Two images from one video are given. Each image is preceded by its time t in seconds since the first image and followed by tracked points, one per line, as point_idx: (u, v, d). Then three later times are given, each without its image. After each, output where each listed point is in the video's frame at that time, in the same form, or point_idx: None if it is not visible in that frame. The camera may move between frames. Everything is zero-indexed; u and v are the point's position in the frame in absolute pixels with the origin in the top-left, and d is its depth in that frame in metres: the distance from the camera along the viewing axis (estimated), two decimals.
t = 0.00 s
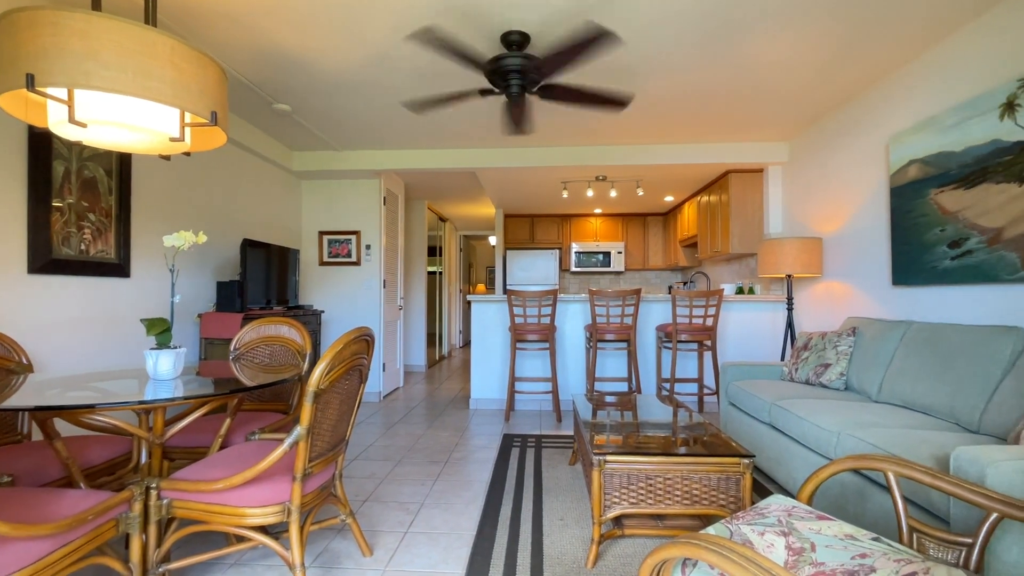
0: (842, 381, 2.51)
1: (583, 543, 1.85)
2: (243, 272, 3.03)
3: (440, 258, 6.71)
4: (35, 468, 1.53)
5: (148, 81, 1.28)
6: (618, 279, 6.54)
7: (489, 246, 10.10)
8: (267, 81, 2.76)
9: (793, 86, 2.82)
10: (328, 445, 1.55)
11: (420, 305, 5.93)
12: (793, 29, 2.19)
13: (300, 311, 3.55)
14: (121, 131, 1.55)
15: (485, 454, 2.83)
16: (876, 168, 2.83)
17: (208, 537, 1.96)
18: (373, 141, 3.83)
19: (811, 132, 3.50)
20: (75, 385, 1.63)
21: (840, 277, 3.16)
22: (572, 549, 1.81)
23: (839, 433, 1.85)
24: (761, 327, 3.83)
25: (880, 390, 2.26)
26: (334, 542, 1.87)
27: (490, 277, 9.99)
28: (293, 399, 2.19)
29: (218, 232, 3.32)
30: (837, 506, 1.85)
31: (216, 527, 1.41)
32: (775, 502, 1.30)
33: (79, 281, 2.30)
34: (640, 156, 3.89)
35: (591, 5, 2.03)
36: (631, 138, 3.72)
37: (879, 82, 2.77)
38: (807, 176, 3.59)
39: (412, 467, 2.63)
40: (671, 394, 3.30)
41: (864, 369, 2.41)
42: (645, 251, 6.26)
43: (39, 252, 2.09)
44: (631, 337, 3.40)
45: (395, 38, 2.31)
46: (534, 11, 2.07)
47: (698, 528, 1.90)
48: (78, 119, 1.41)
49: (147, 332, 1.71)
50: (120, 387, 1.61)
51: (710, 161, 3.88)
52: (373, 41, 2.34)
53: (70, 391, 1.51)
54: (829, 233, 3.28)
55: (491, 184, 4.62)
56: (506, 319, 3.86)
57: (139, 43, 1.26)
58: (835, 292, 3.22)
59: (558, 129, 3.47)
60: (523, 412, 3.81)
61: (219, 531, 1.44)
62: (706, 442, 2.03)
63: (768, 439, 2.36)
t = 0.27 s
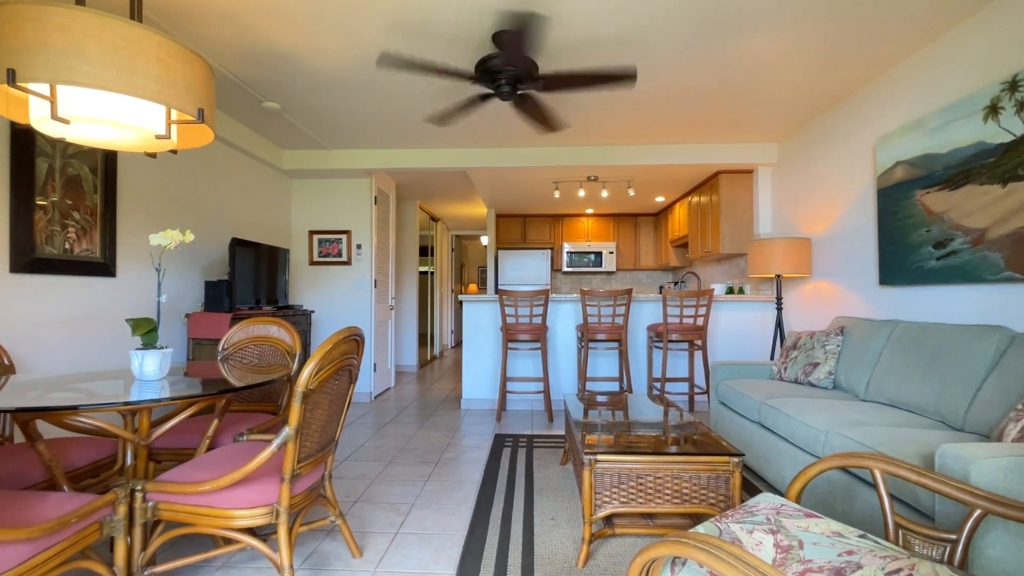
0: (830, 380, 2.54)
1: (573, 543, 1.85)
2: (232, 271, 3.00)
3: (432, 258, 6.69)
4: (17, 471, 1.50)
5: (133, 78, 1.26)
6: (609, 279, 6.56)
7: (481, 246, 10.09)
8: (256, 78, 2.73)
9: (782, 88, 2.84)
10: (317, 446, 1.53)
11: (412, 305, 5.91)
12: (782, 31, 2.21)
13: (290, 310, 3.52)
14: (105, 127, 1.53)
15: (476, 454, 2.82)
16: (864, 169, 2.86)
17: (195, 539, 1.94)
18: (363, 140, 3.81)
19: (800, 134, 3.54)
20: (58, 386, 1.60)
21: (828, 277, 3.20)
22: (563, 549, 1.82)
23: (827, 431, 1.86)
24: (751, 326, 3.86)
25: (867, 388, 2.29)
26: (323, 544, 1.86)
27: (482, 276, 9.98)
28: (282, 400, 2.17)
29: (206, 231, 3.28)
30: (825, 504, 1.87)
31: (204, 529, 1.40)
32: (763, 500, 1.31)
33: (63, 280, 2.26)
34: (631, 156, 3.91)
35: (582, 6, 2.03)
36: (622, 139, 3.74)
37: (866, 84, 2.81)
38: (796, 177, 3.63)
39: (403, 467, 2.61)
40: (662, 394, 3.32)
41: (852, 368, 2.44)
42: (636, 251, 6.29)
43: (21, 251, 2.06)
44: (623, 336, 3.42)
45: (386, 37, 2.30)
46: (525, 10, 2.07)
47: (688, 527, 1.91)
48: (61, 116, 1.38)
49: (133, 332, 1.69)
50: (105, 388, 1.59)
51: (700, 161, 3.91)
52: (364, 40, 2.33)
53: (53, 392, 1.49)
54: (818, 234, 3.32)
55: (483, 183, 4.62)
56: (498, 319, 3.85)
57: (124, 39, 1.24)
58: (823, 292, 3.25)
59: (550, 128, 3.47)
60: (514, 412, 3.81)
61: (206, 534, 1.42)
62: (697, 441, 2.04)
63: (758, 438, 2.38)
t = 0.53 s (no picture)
0: (817, 379, 2.56)
1: (563, 543, 1.85)
2: (220, 271, 2.97)
3: (423, 257, 6.67)
4: None
5: (115, 74, 1.24)
6: (600, 279, 6.59)
7: (473, 246, 10.07)
8: (245, 76, 2.70)
9: (771, 89, 2.87)
10: (305, 447, 1.52)
11: (403, 305, 5.88)
12: (770, 32, 2.23)
13: (279, 310, 3.50)
14: (88, 124, 1.50)
15: (466, 455, 2.82)
16: (851, 171, 2.89)
17: (180, 542, 1.92)
18: (354, 138, 3.78)
19: (789, 135, 3.57)
20: (40, 388, 1.57)
21: (816, 277, 3.23)
22: (553, 548, 1.82)
23: (814, 430, 1.88)
24: (740, 326, 3.89)
25: (854, 387, 2.32)
26: (312, 546, 1.84)
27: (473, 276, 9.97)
28: (270, 401, 2.14)
29: (193, 230, 3.24)
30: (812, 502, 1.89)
31: (189, 532, 1.38)
32: (751, 499, 1.32)
33: (44, 280, 2.22)
34: (622, 156, 3.92)
35: (572, 6, 2.03)
36: (613, 139, 3.75)
37: (854, 86, 2.84)
38: (784, 178, 3.66)
39: (394, 468, 2.60)
40: (652, 393, 3.34)
41: (839, 367, 2.47)
42: (627, 251, 6.32)
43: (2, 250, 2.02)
44: (613, 336, 3.42)
45: (376, 34, 2.28)
46: (516, 10, 2.06)
47: (678, 526, 1.92)
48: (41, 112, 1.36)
49: (116, 332, 1.66)
50: (88, 389, 1.56)
51: (691, 162, 3.93)
52: (354, 37, 2.31)
53: (35, 394, 1.46)
54: (806, 234, 3.35)
55: (474, 183, 4.61)
56: (489, 319, 3.85)
57: (106, 34, 1.22)
58: (811, 292, 3.28)
59: (541, 128, 3.47)
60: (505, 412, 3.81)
61: (192, 536, 1.40)
62: (686, 440, 2.05)
63: (747, 436, 2.40)
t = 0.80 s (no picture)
0: (805, 378, 2.59)
1: (553, 542, 1.85)
2: (207, 270, 2.93)
3: (414, 257, 6.64)
4: None
5: (98, 69, 1.21)
6: (591, 279, 6.60)
7: (464, 246, 10.06)
8: (232, 73, 2.67)
9: (759, 91, 2.89)
10: (293, 448, 1.50)
11: (393, 305, 5.85)
12: (758, 34, 2.25)
13: (268, 310, 3.46)
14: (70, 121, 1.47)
15: (457, 455, 2.81)
16: (838, 172, 2.93)
17: (166, 545, 1.89)
18: (344, 137, 3.76)
19: (777, 137, 3.61)
20: (22, 389, 1.54)
21: (804, 278, 3.26)
22: (543, 548, 1.82)
23: (802, 428, 1.90)
24: (729, 326, 3.93)
25: (841, 386, 2.35)
26: (300, 548, 1.82)
27: (465, 276, 9.96)
28: (258, 402, 2.12)
29: (179, 229, 3.20)
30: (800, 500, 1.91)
31: (175, 535, 1.36)
32: (739, 497, 1.33)
33: (25, 279, 2.18)
34: (612, 157, 3.94)
35: (563, 6, 2.03)
36: (604, 140, 3.76)
37: (841, 89, 2.87)
38: (773, 179, 3.70)
39: (384, 469, 2.59)
40: (642, 392, 3.35)
41: (826, 366, 2.49)
42: (617, 251, 6.35)
43: None
44: (604, 336, 3.43)
45: (366, 32, 2.27)
46: (506, 9, 2.06)
47: (668, 525, 1.92)
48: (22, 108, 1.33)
49: (100, 333, 1.63)
50: (70, 391, 1.53)
51: (681, 163, 3.95)
52: (344, 35, 2.29)
53: (15, 396, 1.43)
54: (795, 235, 3.38)
55: (465, 183, 4.60)
56: (480, 319, 3.84)
57: (89, 30, 1.20)
58: (800, 292, 3.32)
59: (533, 128, 3.47)
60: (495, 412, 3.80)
61: (177, 540, 1.38)
62: (676, 440, 2.06)
63: (736, 435, 2.41)
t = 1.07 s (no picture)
0: (793, 377, 2.61)
1: (544, 543, 1.85)
2: (194, 270, 2.90)
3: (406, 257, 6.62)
4: None
5: (81, 65, 1.19)
6: (582, 279, 6.62)
7: (455, 245, 10.05)
8: (220, 70, 2.64)
9: (749, 92, 2.92)
10: (281, 449, 1.49)
11: (384, 305, 5.83)
12: (747, 36, 2.27)
13: (257, 311, 3.43)
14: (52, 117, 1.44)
15: (447, 455, 2.80)
16: (825, 173, 2.96)
17: (151, 549, 1.86)
18: (334, 136, 3.73)
19: (766, 138, 3.64)
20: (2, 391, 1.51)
21: (792, 278, 3.30)
22: (533, 548, 1.82)
23: (790, 427, 1.91)
24: (718, 325, 3.96)
25: (828, 385, 2.37)
26: (288, 550, 1.81)
27: (456, 276, 9.94)
28: (246, 403, 2.10)
29: (165, 228, 3.15)
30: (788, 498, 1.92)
31: (160, 538, 1.34)
32: (728, 496, 1.33)
33: (6, 279, 2.14)
34: (603, 157, 3.95)
35: (554, 6, 2.03)
36: (595, 140, 3.77)
37: (829, 91, 2.91)
38: (762, 180, 3.73)
39: (373, 470, 2.57)
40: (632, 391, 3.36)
41: (814, 365, 2.52)
42: (608, 251, 6.37)
43: None
44: (595, 336, 3.44)
45: (355, 29, 2.25)
46: (497, 9, 2.05)
47: (657, 523, 1.93)
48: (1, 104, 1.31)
49: (83, 333, 1.60)
50: (53, 392, 1.50)
51: (671, 163, 3.98)
52: (333, 33, 2.27)
53: None
54: (783, 235, 3.42)
55: (456, 183, 4.59)
56: (471, 319, 3.83)
57: (72, 24, 1.18)
58: (788, 292, 3.35)
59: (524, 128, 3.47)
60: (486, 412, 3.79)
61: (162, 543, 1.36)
62: (666, 439, 2.07)
63: (725, 434, 2.43)
